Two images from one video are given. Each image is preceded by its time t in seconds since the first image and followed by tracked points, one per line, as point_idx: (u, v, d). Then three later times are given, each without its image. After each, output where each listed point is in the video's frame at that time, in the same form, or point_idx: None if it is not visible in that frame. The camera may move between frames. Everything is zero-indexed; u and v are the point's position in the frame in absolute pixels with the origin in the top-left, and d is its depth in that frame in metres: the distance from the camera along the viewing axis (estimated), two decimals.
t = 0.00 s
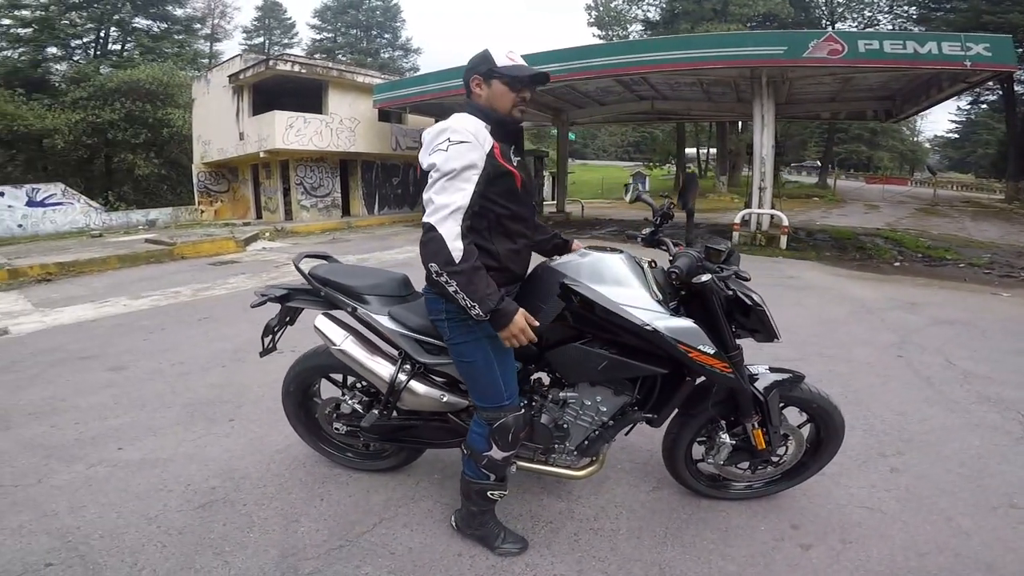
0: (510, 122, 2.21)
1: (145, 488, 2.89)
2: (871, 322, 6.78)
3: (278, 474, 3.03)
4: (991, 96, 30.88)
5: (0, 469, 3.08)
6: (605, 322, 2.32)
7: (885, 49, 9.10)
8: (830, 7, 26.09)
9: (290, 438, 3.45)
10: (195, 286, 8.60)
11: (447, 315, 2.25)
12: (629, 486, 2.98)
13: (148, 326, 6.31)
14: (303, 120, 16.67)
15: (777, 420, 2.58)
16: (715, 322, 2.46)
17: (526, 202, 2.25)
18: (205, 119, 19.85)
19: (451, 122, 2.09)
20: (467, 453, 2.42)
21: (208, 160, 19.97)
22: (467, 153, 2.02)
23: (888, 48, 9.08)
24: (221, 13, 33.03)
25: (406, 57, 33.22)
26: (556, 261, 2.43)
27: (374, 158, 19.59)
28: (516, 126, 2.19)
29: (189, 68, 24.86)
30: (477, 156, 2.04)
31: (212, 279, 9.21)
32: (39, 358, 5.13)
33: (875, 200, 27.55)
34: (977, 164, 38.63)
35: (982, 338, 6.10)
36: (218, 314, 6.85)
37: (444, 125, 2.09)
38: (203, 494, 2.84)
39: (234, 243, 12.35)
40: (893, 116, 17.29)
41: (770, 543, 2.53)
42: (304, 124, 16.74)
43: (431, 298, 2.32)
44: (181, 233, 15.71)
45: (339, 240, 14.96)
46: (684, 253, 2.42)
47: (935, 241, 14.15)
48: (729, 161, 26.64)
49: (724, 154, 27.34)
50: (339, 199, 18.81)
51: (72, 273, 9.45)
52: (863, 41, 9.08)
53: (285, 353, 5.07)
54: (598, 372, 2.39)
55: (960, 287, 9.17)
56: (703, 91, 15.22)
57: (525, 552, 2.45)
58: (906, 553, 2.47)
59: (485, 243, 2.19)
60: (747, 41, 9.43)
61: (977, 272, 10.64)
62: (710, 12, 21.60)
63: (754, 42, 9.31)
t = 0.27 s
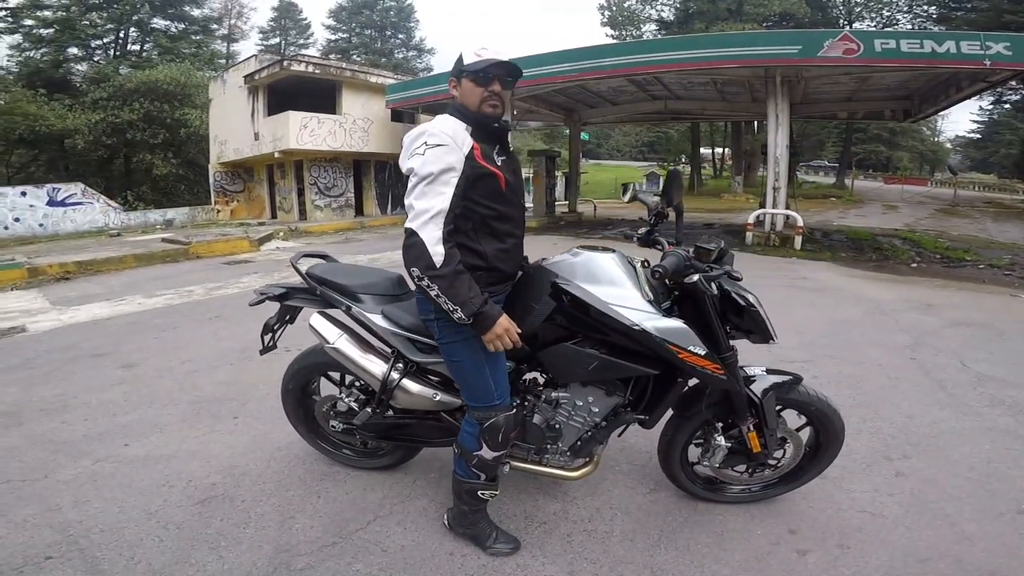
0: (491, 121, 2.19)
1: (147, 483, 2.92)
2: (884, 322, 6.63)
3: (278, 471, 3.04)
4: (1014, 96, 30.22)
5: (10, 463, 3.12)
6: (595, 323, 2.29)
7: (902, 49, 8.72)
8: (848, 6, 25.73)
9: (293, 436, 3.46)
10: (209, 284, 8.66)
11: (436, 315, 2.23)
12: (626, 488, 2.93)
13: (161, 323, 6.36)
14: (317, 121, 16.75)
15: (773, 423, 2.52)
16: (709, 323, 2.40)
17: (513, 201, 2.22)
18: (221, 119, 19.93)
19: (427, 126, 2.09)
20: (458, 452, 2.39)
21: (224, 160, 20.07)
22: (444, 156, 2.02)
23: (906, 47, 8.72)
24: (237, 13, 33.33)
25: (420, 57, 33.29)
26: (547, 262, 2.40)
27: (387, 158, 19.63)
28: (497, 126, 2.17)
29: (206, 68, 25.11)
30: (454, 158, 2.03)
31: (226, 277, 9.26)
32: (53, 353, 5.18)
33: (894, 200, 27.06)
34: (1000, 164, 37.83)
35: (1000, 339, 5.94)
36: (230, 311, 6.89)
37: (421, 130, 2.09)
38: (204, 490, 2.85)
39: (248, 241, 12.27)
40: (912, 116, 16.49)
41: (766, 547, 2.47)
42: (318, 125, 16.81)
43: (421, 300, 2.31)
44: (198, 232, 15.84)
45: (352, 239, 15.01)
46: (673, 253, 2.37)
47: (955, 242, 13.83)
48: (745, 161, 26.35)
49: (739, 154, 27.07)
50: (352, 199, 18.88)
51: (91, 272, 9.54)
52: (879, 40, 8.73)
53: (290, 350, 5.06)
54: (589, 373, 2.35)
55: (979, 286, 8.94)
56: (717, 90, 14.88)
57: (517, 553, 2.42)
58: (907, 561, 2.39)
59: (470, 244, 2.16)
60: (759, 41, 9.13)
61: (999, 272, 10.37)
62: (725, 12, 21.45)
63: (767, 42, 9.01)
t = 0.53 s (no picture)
0: (474, 124, 2.20)
1: (153, 479, 2.98)
2: (893, 325, 6.44)
3: (279, 468, 3.09)
4: None
5: (22, 458, 3.19)
6: (585, 326, 2.31)
7: (916, 49, 8.46)
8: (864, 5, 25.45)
9: (296, 433, 3.51)
10: (221, 282, 8.74)
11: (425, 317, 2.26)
12: (621, 489, 2.93)
13: (173, 320, 6.43)
14: (328, 122, 16.85)
15: (765, 426, 2.52)
16: (699, 328, 2.38)
17: (499, 203, 2.24)
18: (234, 119, 20.04)
19: (407, 134, 2.11)
20: (450, 452, 2.43)
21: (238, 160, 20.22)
22: (422, 164, 2.04)
23: (920, 47, 8.47)
24: (251, 14, 33.64)
25: (431, 57, 33.40)
26: (538, 265, 2.43)
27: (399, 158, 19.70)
28: (478, 128, 2.17)
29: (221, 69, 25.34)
30: (433, 165, 2.05)
31: (238, 275, 9.36)
32: (67, 350, 5.27)
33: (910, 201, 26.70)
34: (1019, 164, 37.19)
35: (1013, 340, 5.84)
36: (241, 309, 6.96)
37: (400, 138, 2.11)
38: (207, 486, 2.91)
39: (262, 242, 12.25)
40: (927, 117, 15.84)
41: (757, 550, 2.46)
42: (330, 126, 16.91)
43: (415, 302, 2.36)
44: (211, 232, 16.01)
45: (363, 238, 15.08)
46: (661, 257, 2.36)
47: (972, 243, 13.59)
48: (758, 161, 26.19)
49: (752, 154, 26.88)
50: (363, 199, 18.99)
51: (108, 271, 9.66)
52: (893, 40, 8.49)
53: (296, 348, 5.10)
54: (579, 375, 2.36)
55: (997, 288, 8.62)
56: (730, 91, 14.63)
57: (509, 553, 2.44)
58: (899, 568, 2.37)
59: (457, 246, 2.21)
60: (771, 40, 8.90)
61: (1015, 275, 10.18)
62: (738, 12, 21.33)
63: (779, 42, 8.80)
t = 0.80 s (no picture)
0: (471, 131, 2.20)
1: (162, 473, 3.05)
2: (904, 329, 6.19)
3: (285, 464, 3.15)
4: None
5: (39, 451, 3.29)
6: (583, 329, 2.35)
7: (932, 49, 8.22)
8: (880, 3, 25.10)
9: (301, 430, 3.56)
10: (236, 280, 8.85)
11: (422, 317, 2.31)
12: (617, 489, 2.94)
13: (187, 318, 6.53)
14: (341, 122, 17.00)
15: (759, 429, 2.53)
16: (694, 331, 2.42)
17: (493, 206, 2.24)
18: (249, 118, 20.22)
19: (402, 141, 2.15)
20: (447, 448, 2.46)
21: (253, 159, 20.41)
22: (413, 171, 2.07)
23: (936, 47, 8.23)
24: (266, 14, 33.99)
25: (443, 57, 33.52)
26: (537, 268, 2.48)
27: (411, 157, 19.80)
28: (473, 135, 2.18)
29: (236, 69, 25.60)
30: (424, 172, 2.09)
31: (252, 273, 9.47)
32: (84, 346, 5.39)
33: (928, 201, 26.32)
34: None
35: None
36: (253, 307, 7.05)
37: (395, 146, 2.16)
38: (214, 481, 2.98)
39: (275, 241, 12.35)
40: (946, 118, 15.15)
41: (748, 553, 2.45)
42: (343, 127, 17.06)
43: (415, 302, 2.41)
44: (227, 231, 16.20)
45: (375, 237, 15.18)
46: (654, 260, 2.40)
47: (990, 244, 13.35)
48: (771, 161, 26.02)
49: (766, 155, 26.68)
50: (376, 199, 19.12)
51: (125, 269, 9.83)
52: (908, 39, 8.26)
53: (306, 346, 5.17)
54: (576, 376, 2.40)
55: (1020, 292, 8.22)
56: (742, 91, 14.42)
57: (505, 549, 2.47)
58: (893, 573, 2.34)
59: (450, 250, 2.21)
60: (785, 40, 8.69)
61: None
62: (751, 11, 21.19)
63: (792, 41, 8.61)
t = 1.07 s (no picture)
0: (473, 133, 2.16)
1: (176, 463, 3.07)
2: (919, 332, 5.87)
3: (294, 455, 3.15)
4: None
5: (58, 441, 3.30)
6: (583, 326, 2.33)
7: (951, 49, 8.09)
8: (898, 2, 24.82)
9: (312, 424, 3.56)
10: (251, 277, 8.94)
11: (432, 312, 2.30)
12: (620, 486, 2.90)
13: (203, 313, 6.60)
14: (356, 122, 17.14)
15: (757, 428, 2.48)
16: (692, 329, 2.38)
17: (496, 206, 2.18)
18: (266, 118, 20.43)
19: (407, 144, 2.10)
20: (450, 441, 2.46)
21: (269, 159, 20.59)
22: (416, 177, 2.03)
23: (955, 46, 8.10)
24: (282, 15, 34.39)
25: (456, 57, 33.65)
26: (538, 265, 2.46)
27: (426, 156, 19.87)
28: (476, 136, 2.14)
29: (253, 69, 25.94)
30: (427, 178, 2.04)
31: (266, 270, 9.57)
32: (104, 341, 5.44)
33: (947, 203, 25.97)
34: None
35: None
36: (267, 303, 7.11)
37: (397, 154, 2.11)
38: (225, 471, 2.98)
39: (290, 240, 12.45)
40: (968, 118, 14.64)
41: (747, 552, 2.41)
42: (357, 127, 17.20)
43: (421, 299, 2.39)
44: (243, 229, 16.41)
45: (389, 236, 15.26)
46: (650, 259, 2.37)
47: (1009, 245, 13.14)
48: (787, 163, 25.83)
49: (781, 156, 26.48)
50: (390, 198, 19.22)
51: (143, 266, 9.99)
52: (926, 39, 8.13)
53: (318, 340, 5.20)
54: (575, 372, 2.38)
55: None
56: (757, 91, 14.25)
57: (505, 542, 2.46)
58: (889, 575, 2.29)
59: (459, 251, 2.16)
60: (801, 39, 8.61)
61: None
62: (767, 11, 21.05)
63: (808, 42, 8.52)
